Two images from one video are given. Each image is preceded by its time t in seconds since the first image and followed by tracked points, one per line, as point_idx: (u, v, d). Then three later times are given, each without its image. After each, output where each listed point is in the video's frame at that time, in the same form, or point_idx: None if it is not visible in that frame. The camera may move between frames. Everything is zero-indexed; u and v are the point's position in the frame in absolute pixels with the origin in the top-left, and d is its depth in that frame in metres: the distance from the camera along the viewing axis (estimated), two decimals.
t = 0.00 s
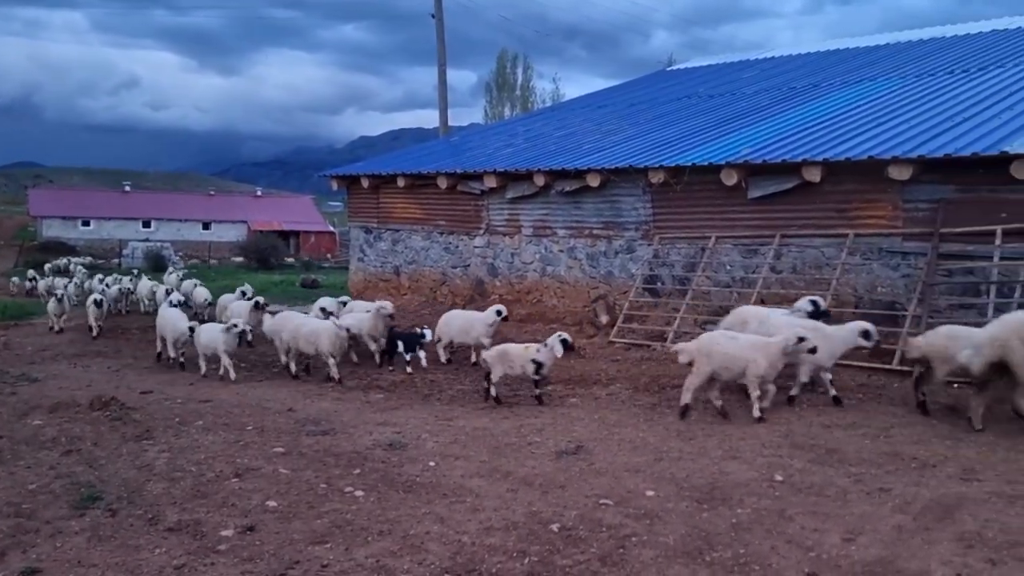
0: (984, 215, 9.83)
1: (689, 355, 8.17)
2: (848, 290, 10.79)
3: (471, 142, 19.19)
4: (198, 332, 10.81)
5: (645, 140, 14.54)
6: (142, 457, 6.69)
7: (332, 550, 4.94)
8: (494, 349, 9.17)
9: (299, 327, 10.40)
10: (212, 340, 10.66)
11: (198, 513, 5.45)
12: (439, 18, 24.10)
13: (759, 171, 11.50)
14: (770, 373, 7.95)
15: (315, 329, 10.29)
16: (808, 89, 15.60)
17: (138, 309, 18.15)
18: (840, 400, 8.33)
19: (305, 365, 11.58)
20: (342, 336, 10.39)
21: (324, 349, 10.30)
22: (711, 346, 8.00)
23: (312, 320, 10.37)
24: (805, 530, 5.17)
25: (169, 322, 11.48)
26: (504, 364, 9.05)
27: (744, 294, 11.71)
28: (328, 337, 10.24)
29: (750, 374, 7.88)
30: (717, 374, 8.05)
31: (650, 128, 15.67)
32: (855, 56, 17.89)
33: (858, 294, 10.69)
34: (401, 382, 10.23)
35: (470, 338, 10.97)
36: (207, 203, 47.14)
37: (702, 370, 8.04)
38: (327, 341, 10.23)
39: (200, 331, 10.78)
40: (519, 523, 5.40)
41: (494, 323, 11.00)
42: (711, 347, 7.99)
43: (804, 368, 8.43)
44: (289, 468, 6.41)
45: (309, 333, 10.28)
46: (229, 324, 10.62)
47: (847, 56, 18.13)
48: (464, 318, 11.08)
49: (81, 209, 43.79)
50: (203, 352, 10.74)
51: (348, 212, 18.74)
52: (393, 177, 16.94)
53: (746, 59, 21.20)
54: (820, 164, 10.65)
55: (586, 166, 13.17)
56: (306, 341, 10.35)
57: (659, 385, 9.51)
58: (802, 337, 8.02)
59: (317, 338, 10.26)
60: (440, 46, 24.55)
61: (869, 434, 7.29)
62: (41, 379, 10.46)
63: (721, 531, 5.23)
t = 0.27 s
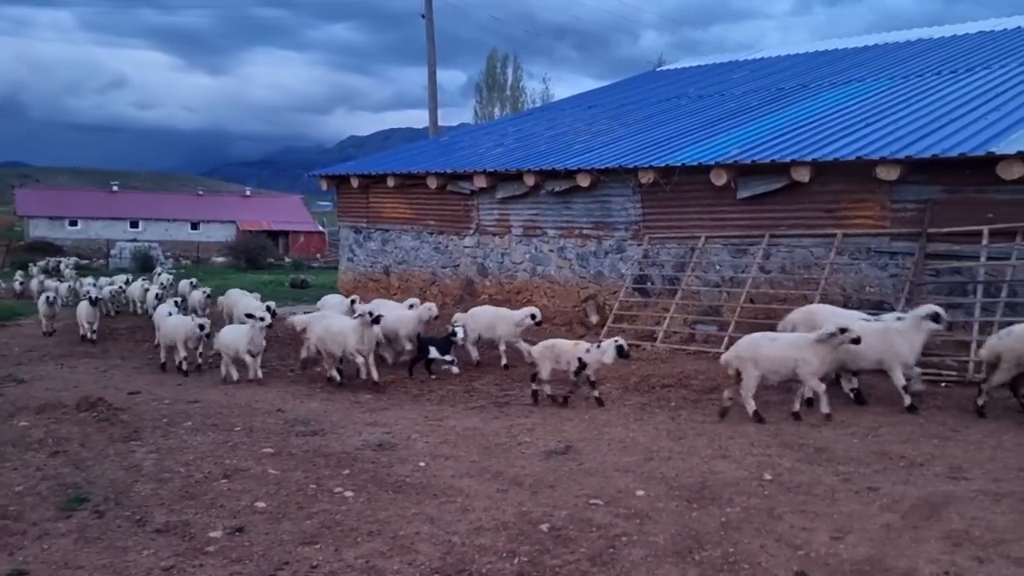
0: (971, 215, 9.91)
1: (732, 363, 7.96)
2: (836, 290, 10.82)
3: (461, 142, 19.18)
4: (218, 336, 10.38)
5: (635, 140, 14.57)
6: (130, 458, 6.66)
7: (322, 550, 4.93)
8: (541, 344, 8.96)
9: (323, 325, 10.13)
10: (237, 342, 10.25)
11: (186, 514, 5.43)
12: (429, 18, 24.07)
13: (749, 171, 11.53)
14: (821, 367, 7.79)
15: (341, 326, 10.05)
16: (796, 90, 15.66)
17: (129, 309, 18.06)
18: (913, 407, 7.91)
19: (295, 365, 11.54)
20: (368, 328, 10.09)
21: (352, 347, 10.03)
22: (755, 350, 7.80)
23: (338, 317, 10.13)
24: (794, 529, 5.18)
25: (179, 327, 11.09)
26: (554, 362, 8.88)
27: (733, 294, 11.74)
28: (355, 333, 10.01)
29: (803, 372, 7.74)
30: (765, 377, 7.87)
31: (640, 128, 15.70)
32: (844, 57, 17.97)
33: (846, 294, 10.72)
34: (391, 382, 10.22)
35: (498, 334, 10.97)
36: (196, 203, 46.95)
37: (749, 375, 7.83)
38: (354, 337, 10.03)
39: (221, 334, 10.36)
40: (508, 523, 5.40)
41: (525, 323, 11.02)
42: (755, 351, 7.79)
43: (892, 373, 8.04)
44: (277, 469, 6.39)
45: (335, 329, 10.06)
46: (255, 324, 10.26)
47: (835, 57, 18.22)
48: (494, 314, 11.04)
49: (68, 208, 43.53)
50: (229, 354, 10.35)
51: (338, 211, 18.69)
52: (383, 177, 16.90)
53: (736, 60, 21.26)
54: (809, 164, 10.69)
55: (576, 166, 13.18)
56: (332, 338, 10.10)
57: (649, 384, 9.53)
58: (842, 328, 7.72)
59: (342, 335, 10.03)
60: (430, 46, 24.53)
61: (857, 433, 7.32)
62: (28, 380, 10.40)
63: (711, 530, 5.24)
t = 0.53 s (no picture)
0: (933, 216, 10.08)
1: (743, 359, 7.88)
2: (802, 290, 10.94)
3: (430, 142, 19.12)
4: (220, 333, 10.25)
5: (604, 141, 14.61)
6: (90, 462, 6.54)
7: (286, 554, 4.87)
8: (563, 346, 8.76)
9: (341, 334, 9.65)
10: (239, 340, 10.11)
11: (148, 519, 5.34)
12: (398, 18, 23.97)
13: (716, 172, 11.61)
14: (835, 368, 7.70)
15: (359, 336, 9.53)
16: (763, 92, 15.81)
17: (91, 310, 17.78)
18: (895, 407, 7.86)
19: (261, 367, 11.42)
20: (392, 343, 9.61)
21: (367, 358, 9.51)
22: (769, 345, 7.75)
23: (359, 326, 9.63)
24: (760, 528, 5.21)
25: (173, 330, 10.40)
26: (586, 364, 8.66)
27: (701, 294, 11.82)
28: (373, 344, 9.47)
29: (811, 372, 7.66)
30: (776, 374, 7.81)
31: (609, 129, 15.75)
32: (810, 60, 18.18)
33: (812, 294, 10.86)
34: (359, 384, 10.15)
35: (515, 339, 10.68)
36: (160, 203, 46.32)
37: (760, 370, 7.80)
38: (372, 348, 9.48)
39: (224, 331, 10.22)
40: (476, 524, 5.38)
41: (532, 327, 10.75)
42: (768, 347, 7.74)
43: (939, 373, 7.93)
44: (242, 472, 6.31)
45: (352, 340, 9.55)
46: (261, 325, 10.09)
47: (801, 61, 18.42)
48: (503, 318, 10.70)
49: (28, 208, 42.73)
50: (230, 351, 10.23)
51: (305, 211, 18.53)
52: (351, 177, 16.78)
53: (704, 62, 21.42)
54: (775, 166, 10.78)
55: (546, 167, 13.18)
56: (348, 345, 9.62)
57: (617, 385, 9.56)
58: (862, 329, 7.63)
59: (359, 346, 9.52)
60: (399, 45, 24.42)
61: (821, 431, 7.40)
62: None
63: (678, 529, 5.26)
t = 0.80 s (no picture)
0: (845, 220, 10.41)
1: (711, 362, 7.87)
2: (723, 291, 11.17)
3: (356, 142, 18.89)
4: (184, 343, 9.33)
5: (530, 143, 14.66)
6: None
7: (199, 564, 4.73)
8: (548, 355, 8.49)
9: (326, 342, 8.74)
10: (207, 354, 9.22)
11: (52, 531, 5.12)
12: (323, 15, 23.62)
13: (640, 175, 11.76)
14: (801, 368, 7.76)
15: (351, 344, 8.70)
16: (687, 97, 16.09)
17: None
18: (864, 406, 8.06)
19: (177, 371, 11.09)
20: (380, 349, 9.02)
21: (362, 369, 8.70)
22: (738, 346, 7.76)
23: (337, 335, 8.79)
24: (679, 525, 5.28)
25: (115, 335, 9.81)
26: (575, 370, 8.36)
27: (625, 296, 11.97)
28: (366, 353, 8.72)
29: (782, 373, 7.67)
30: (745, 375, 7.83)
31: (536, 131, 15.81)
32: (732, 67, 18.59)
33: (732, 295, 11.09)
34: (280, 387, 9.95)
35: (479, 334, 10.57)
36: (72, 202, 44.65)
37: (728, 374, 7.81)
38: (364, 357, 8.70)
39: (188, 340, 9.31)
40: (396, 528, 5.31)
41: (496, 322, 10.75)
42: (737, 348, 7.75)
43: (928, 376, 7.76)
44: (153, 480, 6.10)
45: (341, 348, 8.69)
46: (232, 340, 9.17)
47: (722, 67, 18.81)
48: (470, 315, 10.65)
49: None
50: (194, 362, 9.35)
51: (225, 211, 18.09)
52: (272, 176, 16.45)
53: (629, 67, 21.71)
54: (697, 169, 10.97)
55: (472, 167, 13.15)
56: (335, 357, 8.71)
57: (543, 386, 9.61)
58: (828, 332, 7.82)
59: (352, 354, 8.68)
60: (324, 42, 24.07)
61: (740, 429, 7.55)
62: None
63: (599, 529, 5.29)
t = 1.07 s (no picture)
0: (748, 224, 10.70)
1: (667, 361, 7.84)
2: (633, 293, 11.33)
3: (263, 140, 18.47)
4: (132, 356, 8.56)
5: (443, 144, 14.60)
6: None
7: None
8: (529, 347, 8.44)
9: (302, 350, 8.25)
10: (162, 361, 8.48)
11: None
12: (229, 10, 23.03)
13: (552, 177, 11.85)
14: (755, 370, 7.72)
15: (330, 346, 8.28)
16: (598, 101, 16.30)
17: None
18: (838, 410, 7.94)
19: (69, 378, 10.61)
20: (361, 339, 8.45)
21: (344, 370, 8.29)
22: (691, 346, 7.76)
23: (319, 339, 8.37)
24: (585, 525, 5.30)
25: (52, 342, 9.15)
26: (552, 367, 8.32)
27: (537, 298, 12.01)
28: (347, 350, 8.35)
29: (731, 375, 7.66)
30: (697, 376, 7.81)
31: (448, 132, 15.74)
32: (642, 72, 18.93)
33: (641, 297, 11.26)
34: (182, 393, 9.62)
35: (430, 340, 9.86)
36: None
37: (680, 373, 7.79)
38: (344, 355, 8.31)
39: (136, 352, 8.55)
40: (299, 536, 5.19)
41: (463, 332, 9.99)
42: (690, 348, 7.75)
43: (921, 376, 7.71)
44: (40, 493, 5.81)
45: (320, 352, 8.24)
46: (186, 341, 8.51)
47: (632, 73, 19.11)
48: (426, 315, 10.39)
49: None
50: (147, 377, 8.56)
51: (125, 210, 17.43)
52: (175, 174, 15.92)
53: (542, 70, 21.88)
54: (607, 173, 11.12)
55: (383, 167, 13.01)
56: (313, 364, 8.23)
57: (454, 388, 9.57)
58: (778, 330, 7.75)
59: (333, 356, 8.25)
60: (230, 37, 23.46)
61: (647, 428, 7.67)
62: None
63: (506, 531, 5.28)
